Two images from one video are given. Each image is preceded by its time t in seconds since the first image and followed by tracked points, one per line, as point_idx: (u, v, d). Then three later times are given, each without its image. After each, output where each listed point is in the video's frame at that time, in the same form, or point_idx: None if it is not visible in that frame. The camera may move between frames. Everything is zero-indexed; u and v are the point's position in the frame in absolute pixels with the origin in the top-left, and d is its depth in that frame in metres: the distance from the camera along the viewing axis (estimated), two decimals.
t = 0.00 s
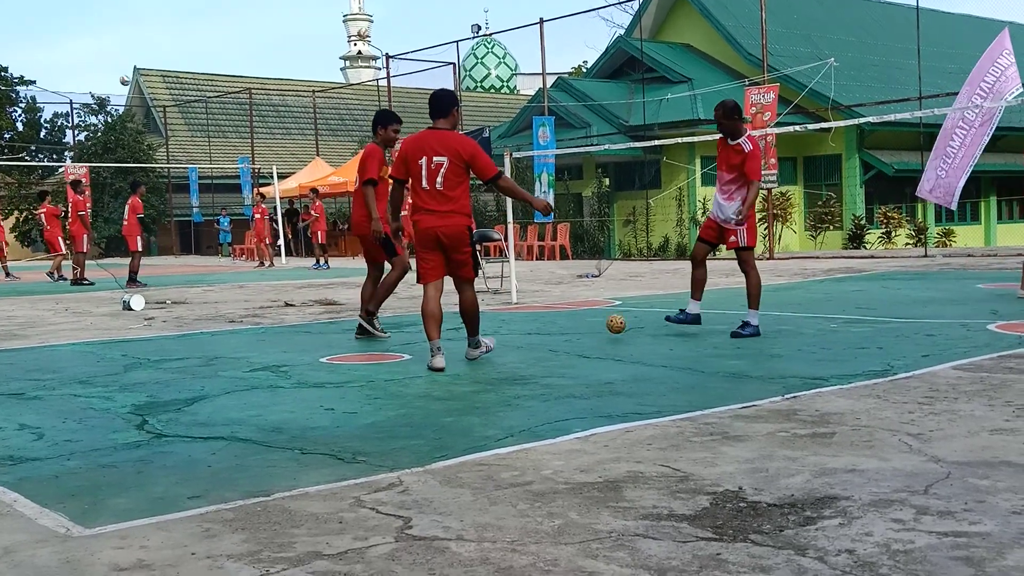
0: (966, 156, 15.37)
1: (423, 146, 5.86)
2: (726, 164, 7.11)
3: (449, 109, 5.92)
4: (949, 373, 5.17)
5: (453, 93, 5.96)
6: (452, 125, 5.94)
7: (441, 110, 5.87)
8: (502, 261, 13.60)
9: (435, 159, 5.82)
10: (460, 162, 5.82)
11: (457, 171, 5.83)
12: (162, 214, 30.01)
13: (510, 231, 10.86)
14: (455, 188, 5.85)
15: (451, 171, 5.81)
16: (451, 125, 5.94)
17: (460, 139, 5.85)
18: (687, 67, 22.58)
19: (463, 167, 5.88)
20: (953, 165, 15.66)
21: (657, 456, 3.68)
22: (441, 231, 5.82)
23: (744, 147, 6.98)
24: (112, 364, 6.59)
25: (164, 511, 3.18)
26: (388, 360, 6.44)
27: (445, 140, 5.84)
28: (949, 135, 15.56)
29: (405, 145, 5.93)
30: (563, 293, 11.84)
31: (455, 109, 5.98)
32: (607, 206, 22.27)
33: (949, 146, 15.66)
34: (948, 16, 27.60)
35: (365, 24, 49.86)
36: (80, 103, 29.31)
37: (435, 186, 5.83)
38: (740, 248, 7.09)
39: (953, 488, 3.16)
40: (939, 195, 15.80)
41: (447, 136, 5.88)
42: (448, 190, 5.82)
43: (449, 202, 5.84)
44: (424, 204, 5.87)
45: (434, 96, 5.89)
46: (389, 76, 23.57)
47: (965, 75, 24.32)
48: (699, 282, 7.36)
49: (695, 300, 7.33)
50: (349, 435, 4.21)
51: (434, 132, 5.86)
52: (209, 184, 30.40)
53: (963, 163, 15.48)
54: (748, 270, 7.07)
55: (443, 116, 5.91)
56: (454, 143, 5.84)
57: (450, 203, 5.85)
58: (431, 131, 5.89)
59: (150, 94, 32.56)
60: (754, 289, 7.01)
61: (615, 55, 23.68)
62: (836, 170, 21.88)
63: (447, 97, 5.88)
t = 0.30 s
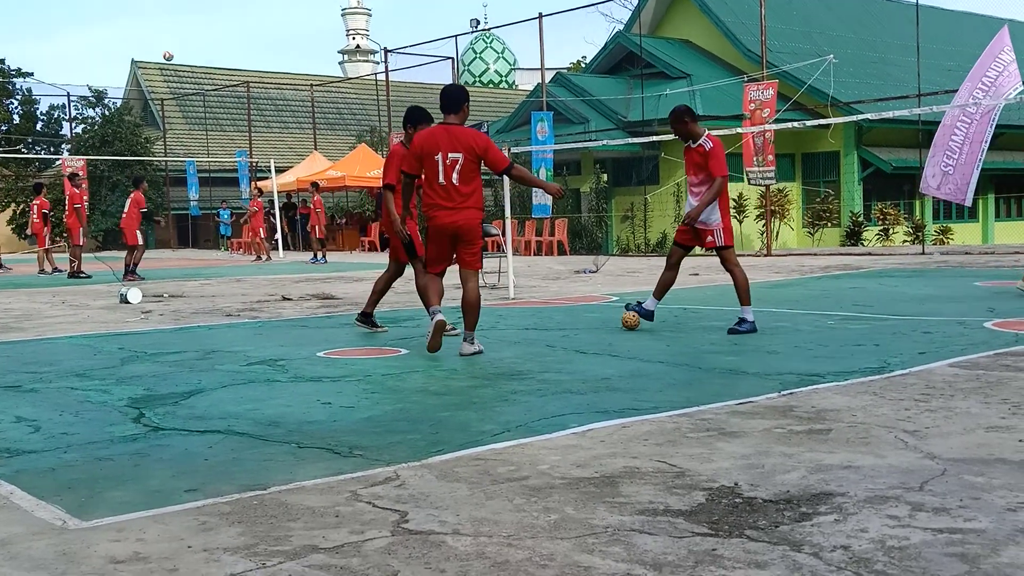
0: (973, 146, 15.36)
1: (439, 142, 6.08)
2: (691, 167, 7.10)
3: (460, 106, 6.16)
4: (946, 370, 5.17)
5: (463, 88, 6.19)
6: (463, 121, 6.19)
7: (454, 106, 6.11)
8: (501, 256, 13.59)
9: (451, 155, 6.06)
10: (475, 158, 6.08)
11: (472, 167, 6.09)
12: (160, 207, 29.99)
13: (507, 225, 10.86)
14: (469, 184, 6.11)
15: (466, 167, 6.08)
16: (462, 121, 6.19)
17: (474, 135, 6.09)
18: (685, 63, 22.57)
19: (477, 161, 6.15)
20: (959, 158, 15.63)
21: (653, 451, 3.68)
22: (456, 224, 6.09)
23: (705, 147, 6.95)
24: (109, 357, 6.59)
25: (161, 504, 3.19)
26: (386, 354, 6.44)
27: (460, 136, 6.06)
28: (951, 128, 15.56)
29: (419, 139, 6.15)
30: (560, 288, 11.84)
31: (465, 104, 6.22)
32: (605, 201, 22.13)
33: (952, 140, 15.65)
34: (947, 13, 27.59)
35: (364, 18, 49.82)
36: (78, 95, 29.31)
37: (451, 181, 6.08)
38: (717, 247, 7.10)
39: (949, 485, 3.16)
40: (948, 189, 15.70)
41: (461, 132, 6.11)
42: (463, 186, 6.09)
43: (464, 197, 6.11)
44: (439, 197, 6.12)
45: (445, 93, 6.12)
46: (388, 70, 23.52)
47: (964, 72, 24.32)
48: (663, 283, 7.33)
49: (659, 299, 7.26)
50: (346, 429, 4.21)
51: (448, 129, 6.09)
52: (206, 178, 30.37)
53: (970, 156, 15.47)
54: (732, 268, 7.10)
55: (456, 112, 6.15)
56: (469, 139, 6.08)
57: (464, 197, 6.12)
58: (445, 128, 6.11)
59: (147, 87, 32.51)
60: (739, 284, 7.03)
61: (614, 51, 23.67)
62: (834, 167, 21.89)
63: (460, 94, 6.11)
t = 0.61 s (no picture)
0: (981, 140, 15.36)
1: (444, 147, 6.31)
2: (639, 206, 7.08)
3: (460, 114, 6.44)
4: (945, 370, 5.17)
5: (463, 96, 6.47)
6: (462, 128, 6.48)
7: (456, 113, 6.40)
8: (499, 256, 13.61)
9: (453, 161, 6.30)
10: (476, 164, 6.32)
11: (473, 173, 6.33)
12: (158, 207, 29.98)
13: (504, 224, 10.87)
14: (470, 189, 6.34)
15: (468, 173, 6.31)
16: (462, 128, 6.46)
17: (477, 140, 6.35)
18: (683, 62, 22.58)
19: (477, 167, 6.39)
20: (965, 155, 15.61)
21: (652, 451, 3.68)
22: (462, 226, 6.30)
23: (634, 186, 6.94)
24: (108, 356, 6.59)
25: (159, 503, 3.19)
26: (385, 354, 6.45)
27: (463, 143, 6.31)
28: (956, 125, 15.54)
29: (421, 146, 6.37)
30: (558, 288, 11.85)
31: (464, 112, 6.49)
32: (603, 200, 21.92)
33: (957, 138, 15.65)
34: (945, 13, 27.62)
35: (362, 18, 49.85)
36: (75, 94, 29.26)
37: (453, 187, 6.31)
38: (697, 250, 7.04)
39: (947, 484, 3.17)
40: (960, 186, 15.57)
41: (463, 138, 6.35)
42: (465, 191, 6.32)
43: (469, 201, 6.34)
44: (444, 201, 6.33)
45: (445, 101, 6.39)
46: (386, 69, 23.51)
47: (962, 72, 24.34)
48: (654, 289, 7.33)
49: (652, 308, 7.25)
50: (345, 429, 4.20)
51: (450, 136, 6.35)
52: (205, 177, 30.36)
53: (977, 151, 15.48)
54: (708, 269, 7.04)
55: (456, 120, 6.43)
56: (470, 145, 6.33)
57: (467, 200, 6.35)
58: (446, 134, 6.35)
59: (145, 86, 32.47)
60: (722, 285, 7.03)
61: (612, 50, 23.66)
62: (833, 167, 21.93)
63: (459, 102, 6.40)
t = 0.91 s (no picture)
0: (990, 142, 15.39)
1: (440, 152, 6.48)
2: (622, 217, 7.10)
3: (463, 117, 6.54)
4: (948, 372, 5.17)
5: (469, 100, 6.56)
6: (465, 132, 6.60)
7: (456, 117, 6.53)
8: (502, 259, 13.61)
9: (450, 164, 6.45)
10: (472, 167, 6.45)
11: (469, 175, 6.47)
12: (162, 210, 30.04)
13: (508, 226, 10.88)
14: (468, 191, 6.50)
15: (463, 175, 6.46)
16: (465, 132, 6.59)
17: (474, 144, 6.47)
18: (687, 65, 22.58)
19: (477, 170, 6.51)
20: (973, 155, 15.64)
21: (656, 453, 3.68)
22: (458, 229, 6.49)
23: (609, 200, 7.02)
24: (111, 359, 6.60)
25: (163, 506, 3.19)
26: (388, 356, 6.45)
27: (459, 146, 6.45)
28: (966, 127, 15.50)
29: (423, 149, 6.56)
30: (561, 290, 11.86)
31: (469, 115, 6.59)
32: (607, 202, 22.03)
33: (966, 138, 15.63)
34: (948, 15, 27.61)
35: (366, 21, 49.96)
36: (79, 98, 29.31)
37: (451, 190, 6.49)
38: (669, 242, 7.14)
39: (951, 486, 3.16)
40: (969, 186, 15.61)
41: (460, 142, 6.48)
42: (463, 193, 6.48)
43: (466, 203, 6.51)
44: (441, 204, 6.53)
45: (450, 107, 6.52)
46: (389, 72, 23.55)
47: (965, 74, 24.33)
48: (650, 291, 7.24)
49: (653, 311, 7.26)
50: (348, 431, 4.21)
51: (448, 139, 6.49)
52: (208, 180, 30.42)
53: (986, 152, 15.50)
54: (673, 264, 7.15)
55: (457, 122, 6.54)
56: (465, 148, 6.45)
57: (467, 202, 6.51)
58: (445, 138, 6.50)
59: (149, 90, 32.54)
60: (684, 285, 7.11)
61: (615, 53, 23.67)
62: (836, 168, 21.90)
63: (460, 106, 6.50)
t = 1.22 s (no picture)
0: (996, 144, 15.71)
1: (459, 161, 6.56)
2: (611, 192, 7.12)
3: (485, 125, 6.62)
4: (953, 376, 5.16)
5: (491, 108, 6.62)
6: (486, 140, 6.67)
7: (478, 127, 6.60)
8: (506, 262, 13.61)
9: (469, 172, 6.54)
10: (490, 175, 6.53)
11: (488, 183, 6.55)
12: (167, 214, 30.09)
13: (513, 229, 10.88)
14: (487, 197, 6.59)
15: (482, 183, 6.54)
16: (486, 140, 6.64)
17: (494, 154, 6.52)
18: (691, 68, 22.58)
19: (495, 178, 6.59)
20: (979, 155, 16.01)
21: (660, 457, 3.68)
22: (474, 235, 6.61)
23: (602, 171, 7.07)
24: (116, 363, 6.61)
25: (168, 510, 3.19)
26: (392, 360, 6.45)
27: (478, 155, 6.53)
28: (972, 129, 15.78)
29: (445, 156, 6.66)
30: (566, 294, 11.87)
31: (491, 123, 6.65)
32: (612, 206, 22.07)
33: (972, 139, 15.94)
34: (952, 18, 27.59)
35: (370, 25, 50.08)
36: (84, 102, 29.37)
37: (470, 196, 6.58)
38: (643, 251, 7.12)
39: (957, 490, 3.15)
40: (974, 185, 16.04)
41: (480, 150, 6.55)
42: (481, 200, 6.57)
43: (485, 211, 6.60)
44: (461, 211, 6.65)
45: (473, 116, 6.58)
46: (394, 76, 23.59)
47: (970, 77, 24.30)
48: (636, 293, 6.98)
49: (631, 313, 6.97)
50: (353, 435, 4.21)
51: (468, 147, 6.58)
52: (213, 184, 30.48)
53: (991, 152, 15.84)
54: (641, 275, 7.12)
55: (478, 130, 6.61)
56: (484, 157, 6.53)
57: (486, 209, 6.60)
58: (465, 146, 6.59)
59: (154, 94, 32.61)
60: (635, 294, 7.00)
61: (619, 57, 23.68)
62: (841, 172, 21.86)
63: (480, 114, 6.56)
